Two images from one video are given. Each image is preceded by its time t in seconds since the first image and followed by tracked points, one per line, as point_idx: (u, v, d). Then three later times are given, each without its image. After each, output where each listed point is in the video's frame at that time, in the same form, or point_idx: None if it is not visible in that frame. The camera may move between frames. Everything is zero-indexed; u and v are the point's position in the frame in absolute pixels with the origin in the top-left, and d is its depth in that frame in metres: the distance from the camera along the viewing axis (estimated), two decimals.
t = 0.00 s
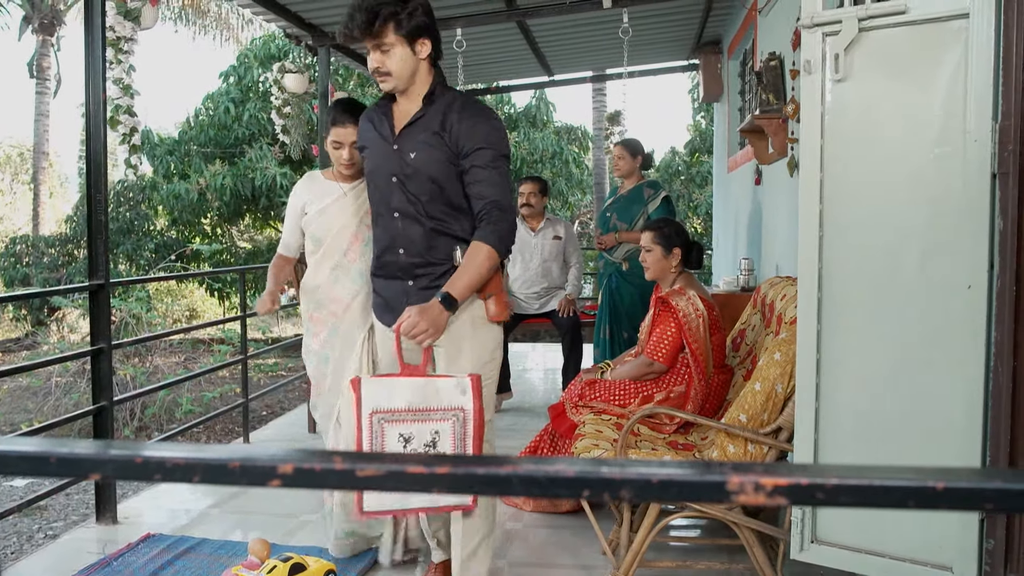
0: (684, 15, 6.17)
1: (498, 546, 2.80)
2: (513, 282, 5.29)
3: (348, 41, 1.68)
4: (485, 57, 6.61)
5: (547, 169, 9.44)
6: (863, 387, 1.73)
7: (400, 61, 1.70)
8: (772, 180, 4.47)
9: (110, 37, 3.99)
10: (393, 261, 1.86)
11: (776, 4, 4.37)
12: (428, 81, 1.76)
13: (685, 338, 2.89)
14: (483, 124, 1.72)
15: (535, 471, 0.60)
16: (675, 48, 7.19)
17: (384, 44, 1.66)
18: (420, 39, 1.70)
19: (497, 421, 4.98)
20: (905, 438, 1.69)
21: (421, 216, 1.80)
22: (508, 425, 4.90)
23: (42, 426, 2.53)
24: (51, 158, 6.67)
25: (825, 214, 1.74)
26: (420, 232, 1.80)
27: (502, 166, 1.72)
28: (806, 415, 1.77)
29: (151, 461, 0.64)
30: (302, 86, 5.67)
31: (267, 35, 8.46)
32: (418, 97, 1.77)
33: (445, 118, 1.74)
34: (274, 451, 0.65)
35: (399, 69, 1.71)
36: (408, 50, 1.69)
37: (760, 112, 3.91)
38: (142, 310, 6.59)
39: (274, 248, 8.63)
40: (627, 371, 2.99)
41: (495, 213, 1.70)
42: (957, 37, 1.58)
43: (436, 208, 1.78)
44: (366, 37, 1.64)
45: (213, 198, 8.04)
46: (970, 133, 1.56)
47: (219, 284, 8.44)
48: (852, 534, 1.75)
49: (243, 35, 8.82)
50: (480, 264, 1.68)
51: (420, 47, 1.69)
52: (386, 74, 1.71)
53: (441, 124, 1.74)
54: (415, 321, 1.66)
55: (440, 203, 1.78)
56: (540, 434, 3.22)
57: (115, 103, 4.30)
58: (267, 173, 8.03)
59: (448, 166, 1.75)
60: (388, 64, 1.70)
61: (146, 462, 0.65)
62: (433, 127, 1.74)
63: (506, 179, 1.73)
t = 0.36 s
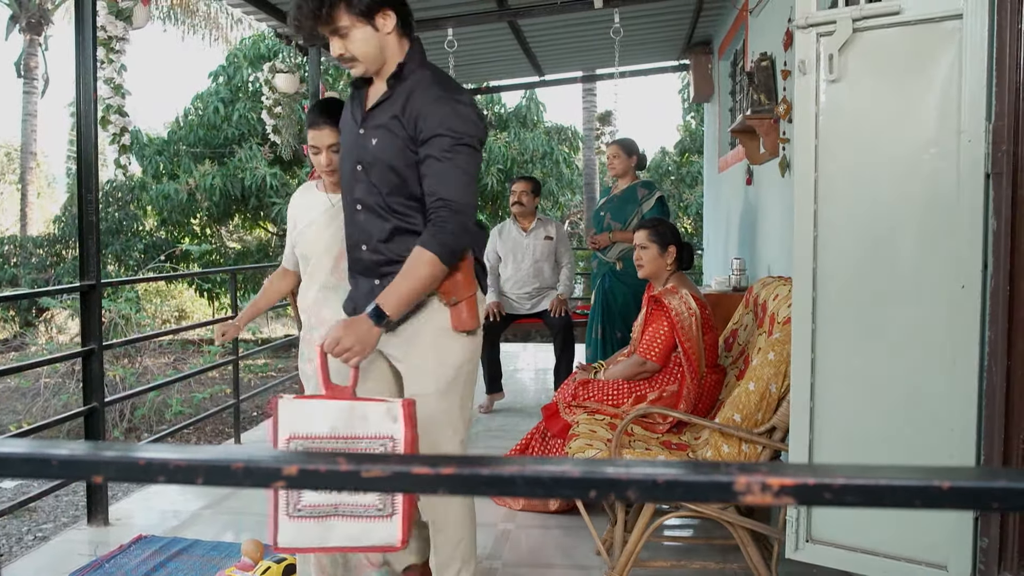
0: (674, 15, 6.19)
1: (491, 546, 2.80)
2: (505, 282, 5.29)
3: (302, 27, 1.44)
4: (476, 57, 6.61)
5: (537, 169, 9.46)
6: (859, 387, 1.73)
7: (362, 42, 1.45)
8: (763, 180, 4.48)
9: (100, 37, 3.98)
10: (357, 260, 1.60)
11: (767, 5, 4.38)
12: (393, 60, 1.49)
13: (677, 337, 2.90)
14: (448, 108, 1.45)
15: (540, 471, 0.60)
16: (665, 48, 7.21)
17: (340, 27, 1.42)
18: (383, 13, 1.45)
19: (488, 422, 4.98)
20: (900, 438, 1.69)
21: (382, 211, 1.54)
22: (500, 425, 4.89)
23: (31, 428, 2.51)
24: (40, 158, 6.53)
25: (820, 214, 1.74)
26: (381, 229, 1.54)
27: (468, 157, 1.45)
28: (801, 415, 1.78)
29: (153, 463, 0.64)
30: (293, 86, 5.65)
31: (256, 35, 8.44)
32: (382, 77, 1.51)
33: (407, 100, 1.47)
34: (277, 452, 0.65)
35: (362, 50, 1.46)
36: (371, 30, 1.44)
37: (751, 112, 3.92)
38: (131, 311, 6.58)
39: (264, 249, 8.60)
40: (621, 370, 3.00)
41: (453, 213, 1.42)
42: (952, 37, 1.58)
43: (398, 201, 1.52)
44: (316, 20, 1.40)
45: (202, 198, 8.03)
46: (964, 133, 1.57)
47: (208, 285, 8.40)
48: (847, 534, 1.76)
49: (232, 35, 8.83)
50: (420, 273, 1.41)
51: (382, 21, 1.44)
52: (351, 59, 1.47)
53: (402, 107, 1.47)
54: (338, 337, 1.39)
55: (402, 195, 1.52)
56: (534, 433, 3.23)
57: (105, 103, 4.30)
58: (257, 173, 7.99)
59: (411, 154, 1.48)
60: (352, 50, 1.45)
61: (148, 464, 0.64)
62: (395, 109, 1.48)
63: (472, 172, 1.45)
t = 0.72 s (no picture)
0: (670, 15, 6.20)
1: (491, 546, 2.81)
2: (502, 282, 5.30)
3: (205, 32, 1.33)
4: (472, 57, 6.61)
5: (532, 169, 9.47)
6: (860, 386, 1.73)
7: (262, 39, 1.31)
8: (760, 179, 4.50)
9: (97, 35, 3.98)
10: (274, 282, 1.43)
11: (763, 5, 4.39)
12: (297, 55, 1.33)
13: (676, 336, 2.90)
14: (342, 103, 1.28)
15: (556, 472, 0.61)
16: (660, 48, 7.22)
17: (238, 27, 1.29)
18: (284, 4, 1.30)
19: (485, 422, 4.98)
20: (901, 437, 1.70)
21: (291, 225, 1.36)
22: (497, 425, 4.89)
23: (30, 428, 2.51)
24: (33, 158, 6.62)
25: (821, 213, 1.75)
26: (289, 244, 1.36)
27: (365, 157, 1.26)
28: (803, 414, 1.78)
29: (167, 465, 0.65)
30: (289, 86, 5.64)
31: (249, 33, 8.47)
32: (290, 79, 1.36)
33: (308, 98, 1.31)
34: (292, 454, 0.66)
35: (262, 47, 1.32)
36: (270, 24, 1.30)
37: (748, 112, 3.93)
38: (126, 311, 6.59)
39: (259, 249, 8.59)
40: (619, 370, 3.00)
41: (344, 220, 1.25)
42: (953, 37, 1.59)
43: (307, 213, 1.34)
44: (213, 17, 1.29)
45: (197, 198, 8.03)
46: (965, 133, 1.57)
47: (203, 285, 8.38)
48: (849, 533, 1.76)
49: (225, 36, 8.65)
50: (306, 286, 1.24)
51: (283, 14, 1.29)
52: (260, 60, 1.34)
53: (301, 106, 1.32)
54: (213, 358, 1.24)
55: (311, 206, 1.35)
56: (533, 433, 3.23)
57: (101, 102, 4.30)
58: (253, 173, 7.96)
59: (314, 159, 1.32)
60: (256, 50, 1.32)
61: (161, 465, 0.65)
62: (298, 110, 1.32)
63: (368, 174, 1.26)
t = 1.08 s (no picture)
0: (670, 15, 6.20)
1: (495, 546, 2.81)
2: (502, 281, 5.31)
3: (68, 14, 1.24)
4: (472, 57, 6.61)
5: (531, 168, 9.47)
6: (866, 386, 1.73)
7: (127, 17, 1.22)
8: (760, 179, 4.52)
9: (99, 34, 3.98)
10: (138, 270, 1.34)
11: (764, 5, 4.40)
12: (162, 28, 1.23)
13: (678, 336, 2.91)
14: (199, 75, 1.18)
15: (582, 473, 0.61)
16: (659, 47, 7.23)
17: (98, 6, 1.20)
18: None
19: (485, 421, 4.97)
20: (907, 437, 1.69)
21: (149, 208, 1.26)
22: (496, 424, 4.89)
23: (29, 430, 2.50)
24: (30, 157, 6.04)
25: (826, 213, 1.75)
26: (146, 231, 1.27)
27: (220, 130, 1.16)
28: (808, 414, 1.78)
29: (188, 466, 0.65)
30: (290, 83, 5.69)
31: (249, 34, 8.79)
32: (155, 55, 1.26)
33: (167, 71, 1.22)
34: (313, 455, 0.66)
35: (126, 25, 1.23)
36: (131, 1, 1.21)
37: (749, 111, 3.94)
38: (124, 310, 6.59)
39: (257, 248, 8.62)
40: (621, 369, 3.00)
41: (195, 195, 1.15)
42: (959, 36, 1.59)
43: (162, 195, 1.25)
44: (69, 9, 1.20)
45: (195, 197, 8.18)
46: (971, 132, 1.57)
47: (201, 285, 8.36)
48: (855, 533, 1.76)
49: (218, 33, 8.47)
50: (157, 268, 1.15)
51: None
52: (127, 40, 1.26)
53: (159, 81, 1.22)
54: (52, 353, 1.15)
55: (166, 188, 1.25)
56: (535, 433, 3.23)
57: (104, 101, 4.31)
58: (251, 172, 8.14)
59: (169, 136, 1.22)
60: (121, 30, 1.24)
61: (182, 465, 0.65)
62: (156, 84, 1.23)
63: (224, 149, 1.16)
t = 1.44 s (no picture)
0: (675, 11, 6.20)
1: (502, 542, 2.81)
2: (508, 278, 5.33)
3: None
4: (475, 54, 6.62)
5: (534, 165, 9.47)
6: (877, 383, 1.74)
7: None
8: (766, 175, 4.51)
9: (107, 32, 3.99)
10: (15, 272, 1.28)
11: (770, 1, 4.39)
12: (32, 10, 1.16)
13: (685, 333, 2.89)
14: (36, 75, 1.09)
15: (617, 472, 0.61)
16: (663, 44, 7.22)
17: None
18: None
19: (491, 418, 4.97)
20: (920, 434, 1.69)
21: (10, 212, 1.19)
22: (502, 422, 4.90)
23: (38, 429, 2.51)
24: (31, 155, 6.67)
25: (839, 211, 1.75)
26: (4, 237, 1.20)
27: (65, 138, 1.07)
28: (821, 411, 1.79)
29: (221, 465, 0.65)
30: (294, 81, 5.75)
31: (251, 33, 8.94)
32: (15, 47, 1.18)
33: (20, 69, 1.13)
34: (346, 453, 0.66)
35: None
36: None
37: (756, 108, 3.96)
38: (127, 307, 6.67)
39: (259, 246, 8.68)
40: (629, 366, 3.00)
41: (26, 210, 1.06)
42: (974, 32, 1.58)
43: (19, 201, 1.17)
44: None
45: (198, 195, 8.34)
46: (986, 129, 1.56)
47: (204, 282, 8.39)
48: (868, 530, 1.76)
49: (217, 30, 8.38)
50: None
51: None
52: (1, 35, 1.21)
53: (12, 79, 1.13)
54: None
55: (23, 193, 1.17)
56: (543, 431, 3.23)
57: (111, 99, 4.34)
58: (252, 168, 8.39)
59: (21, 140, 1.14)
60: None
61: (214, 464, 0.66)
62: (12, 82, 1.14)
63: (69, 157, 1.07)
